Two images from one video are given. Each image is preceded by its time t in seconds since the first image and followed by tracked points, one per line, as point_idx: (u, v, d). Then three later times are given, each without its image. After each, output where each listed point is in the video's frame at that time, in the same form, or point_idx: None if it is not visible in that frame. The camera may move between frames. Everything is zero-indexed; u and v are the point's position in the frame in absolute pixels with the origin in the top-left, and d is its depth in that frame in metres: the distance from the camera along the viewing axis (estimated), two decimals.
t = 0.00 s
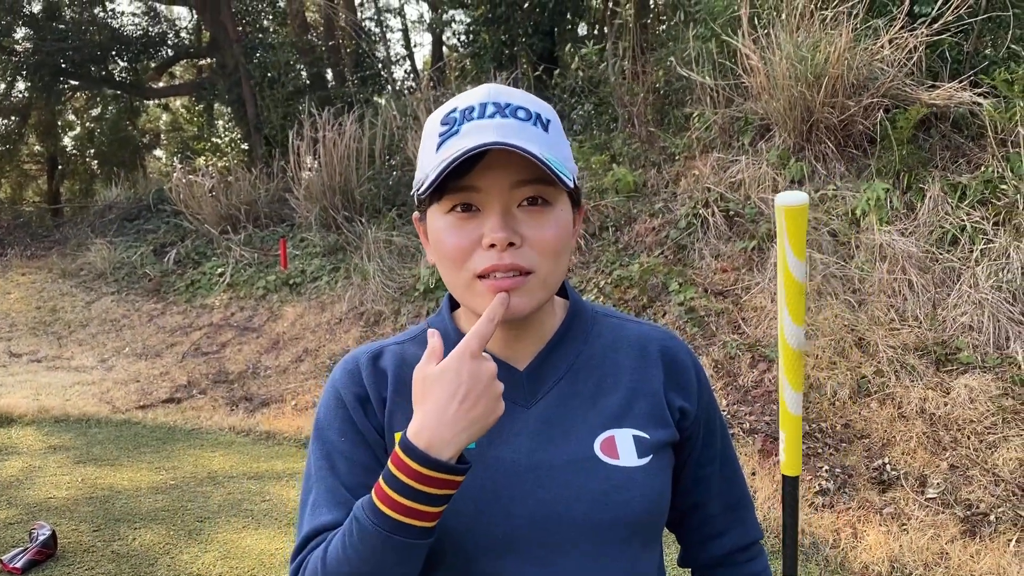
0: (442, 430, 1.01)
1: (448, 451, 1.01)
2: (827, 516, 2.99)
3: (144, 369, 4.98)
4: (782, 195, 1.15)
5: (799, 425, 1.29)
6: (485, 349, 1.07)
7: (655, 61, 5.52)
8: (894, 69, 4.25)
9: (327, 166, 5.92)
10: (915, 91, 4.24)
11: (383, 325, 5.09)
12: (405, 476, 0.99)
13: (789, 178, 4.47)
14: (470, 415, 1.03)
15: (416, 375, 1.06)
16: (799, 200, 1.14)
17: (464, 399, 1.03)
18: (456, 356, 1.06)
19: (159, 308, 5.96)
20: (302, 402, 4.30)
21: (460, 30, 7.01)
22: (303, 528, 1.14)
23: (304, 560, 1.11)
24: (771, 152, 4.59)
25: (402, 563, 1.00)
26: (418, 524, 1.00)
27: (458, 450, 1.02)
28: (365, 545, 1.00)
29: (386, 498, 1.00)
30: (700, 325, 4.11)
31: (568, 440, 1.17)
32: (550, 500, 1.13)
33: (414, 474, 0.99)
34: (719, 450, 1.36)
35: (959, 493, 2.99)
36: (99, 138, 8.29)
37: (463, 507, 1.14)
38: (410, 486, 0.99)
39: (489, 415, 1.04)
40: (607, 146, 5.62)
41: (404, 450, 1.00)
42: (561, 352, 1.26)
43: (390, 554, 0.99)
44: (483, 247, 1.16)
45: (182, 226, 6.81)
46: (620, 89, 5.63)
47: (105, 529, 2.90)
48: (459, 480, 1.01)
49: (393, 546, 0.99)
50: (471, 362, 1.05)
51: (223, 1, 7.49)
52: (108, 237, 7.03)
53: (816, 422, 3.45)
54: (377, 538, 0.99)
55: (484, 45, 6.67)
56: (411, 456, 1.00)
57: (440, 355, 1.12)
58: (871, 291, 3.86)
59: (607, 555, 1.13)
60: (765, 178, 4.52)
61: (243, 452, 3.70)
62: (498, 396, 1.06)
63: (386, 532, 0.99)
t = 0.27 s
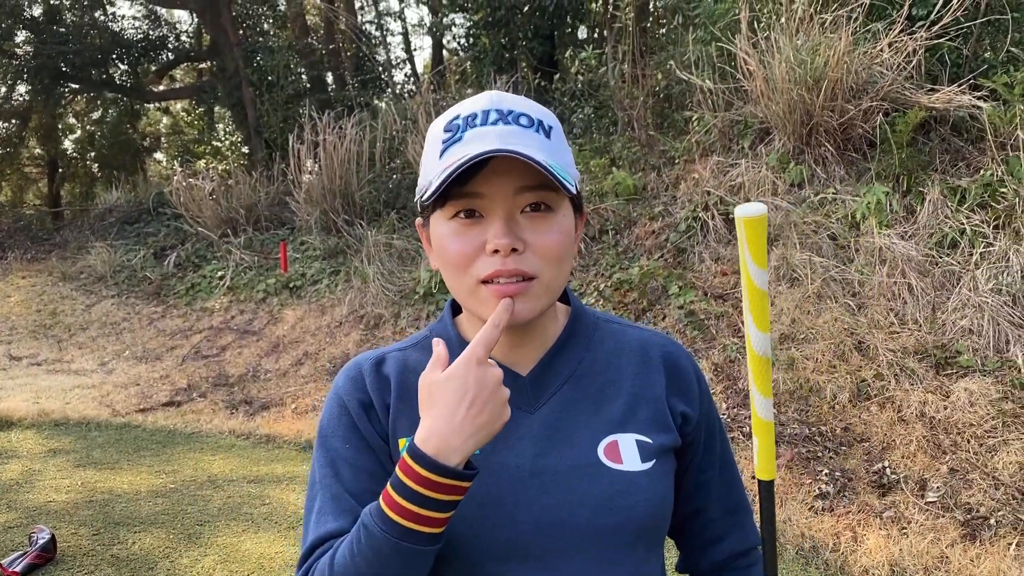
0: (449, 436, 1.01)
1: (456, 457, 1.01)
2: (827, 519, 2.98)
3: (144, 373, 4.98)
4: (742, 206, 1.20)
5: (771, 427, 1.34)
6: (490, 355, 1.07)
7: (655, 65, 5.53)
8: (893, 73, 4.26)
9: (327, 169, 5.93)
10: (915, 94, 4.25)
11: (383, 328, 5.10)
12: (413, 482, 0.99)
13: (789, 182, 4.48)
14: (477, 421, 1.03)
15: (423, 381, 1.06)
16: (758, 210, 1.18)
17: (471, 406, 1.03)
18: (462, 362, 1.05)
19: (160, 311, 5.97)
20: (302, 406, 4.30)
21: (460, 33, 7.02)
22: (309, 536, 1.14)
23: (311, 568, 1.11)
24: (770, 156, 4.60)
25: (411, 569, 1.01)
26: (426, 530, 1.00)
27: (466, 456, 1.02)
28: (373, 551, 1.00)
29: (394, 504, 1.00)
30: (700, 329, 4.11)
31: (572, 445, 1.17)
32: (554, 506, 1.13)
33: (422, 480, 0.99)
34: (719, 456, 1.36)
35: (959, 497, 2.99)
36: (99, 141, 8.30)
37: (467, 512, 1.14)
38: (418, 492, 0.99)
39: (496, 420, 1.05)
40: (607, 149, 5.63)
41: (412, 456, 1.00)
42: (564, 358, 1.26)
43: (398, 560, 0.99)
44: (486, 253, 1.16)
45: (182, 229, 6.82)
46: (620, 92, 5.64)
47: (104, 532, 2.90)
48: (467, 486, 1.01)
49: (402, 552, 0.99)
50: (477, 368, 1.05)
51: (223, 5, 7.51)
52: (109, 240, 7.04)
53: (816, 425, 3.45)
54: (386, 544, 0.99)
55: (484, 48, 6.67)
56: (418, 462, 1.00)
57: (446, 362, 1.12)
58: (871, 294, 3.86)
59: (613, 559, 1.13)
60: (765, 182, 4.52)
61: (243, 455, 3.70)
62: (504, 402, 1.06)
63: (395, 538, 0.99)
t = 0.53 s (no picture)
0: (454, 438, 1.01)
1: (461, 459, 1.01)
2: (827, 523, 2.98)
3: (144, 376, 4.97)
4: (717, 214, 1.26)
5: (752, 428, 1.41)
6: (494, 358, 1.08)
7: (654, 68, 5.53)
8: (893, 77, 4.26)
9: (327, 172, 5.93)
10: (914, 97, 4.25)
11: (383, 331, 5.10)
12: (418, 484, 0.99)
13: (789, 185, 4.49)
14: (481, 423, 1.03)
15: (427, 384, 1.06)
16: (733, 217, 1.25)
17: (476, 408, 1.03)
18: (466, 365, 1.06)
19: (159, 314, 5.97)
20: (302, 409, 4.30)
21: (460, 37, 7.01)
22: (312, 541, 1.14)
23: (314, 572, 1.10)
24: (770, 159, 4.60)
25: (417, 571, 1.00)
26: (432, 531, 1.00)
27: (472, 457, 1.02)
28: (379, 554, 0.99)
29: (400, 505, 0.99)
30: (700, 332, 4.11)
31: (573, 447, 1.17)
32: (556, 508, 1.13)
33: (428, 481, 0.99)
34: (717, 460, 1.36)
35: (958, 501, 2.98)
36: (100, 144, 8.31)
37: (469, 514, 1.13)
38: (424, 494, 0.99)
39: (500, 423, 1.05)
40: (607, 152, 5.64)
41: (417, 458, 1.00)
42: (566, 361, 1.26)
43: (404, 561, 0.99)
44: (489, 256, 1.16)
45: (182, 232, 6.83)
46: (620, 96, 5.65)
47: (104, 536, 2.90)
48: (473, 488, 1.01)
49: (408, 553, 0.99)
50: (481, 371, 1.06)
51: (224, 8, 7.53)
52: (109, 243, 7.05)
53: (816, 429, 3.45)
54: (392, 545, 0.99)
55: (484, 51, 6.68)
56: (422, 464, 0.99)
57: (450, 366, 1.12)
58: (871, 298, 3.86)
59: (616, 560, 1.13)
60: (765, 185, 4.53)
61: (242, 458, 3.71)
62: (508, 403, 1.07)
63: (400, 540, 0.99)
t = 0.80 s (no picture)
0: (459, 439, 1.01)
1: (467, 459, 1.01)
2: (828, 526, 2.97)
3: (144, 378, 4.97)
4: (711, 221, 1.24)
5: (748, 434, 1.32)
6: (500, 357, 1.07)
7: (655, 71, 5.53)
8: (894, 79, 4.25)
9: (328, 175, 5.94)
10: (915, 100, 4.24)
11: (383, 333, 5.10)
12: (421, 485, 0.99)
13: (790, 188, 4.49)
14: (486, 424, 1.02)
15: (432, 386, 1.06)
16: (727, 224, 1.22)
17: (482, 408, 1.02)
18: (473, 365, 1.05)
19: (160, 316, 5.97)
20: (302, 412, 4.30)
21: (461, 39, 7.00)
22: (317, 541, 1.14)
23: (319, 571, 1.10)
24: (771, 162, 4.60)
25: (422, 572, 1.00)
26: (436, 531, 0.99)
27: (477, 459, 1.02)
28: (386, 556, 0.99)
29: (405, 505, 0.99)
30: (701, 335, 4.10)
31: (579, 449, 1.17)
32: (561, 510, 1.12)
33: (433, 482, 0.99)
34: (721, 464, 1.36)
35: (959, 504, 2.98)
36: (101, 146, 8.32)
37: (473, 515, 1.13)
38: (429, 493, 0.98)
39: (505, 424, 1.04)
40: (608, 155, 5.64)
41: (421, 459, 1.00)
42: (571, 363, 1.25)
43: (409, 561, 0.99)
44: (494, 253, 1.16)
45: (183, 234, 6.83)
46: (621, 99, 5.65)
47: (104, 538, 2.90)
48: (477, 488, 1.01)
49: (413, 553, 0.99)
50: (486, 372, 1.05)
51: (225, 11, 7.54)
52: (109, 245, 7.05)
53: (816, 432, 3.45)
54: (397, 545, 0.98)
55: (484, 54, 6.69)
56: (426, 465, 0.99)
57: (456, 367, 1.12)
58: (872, 301, 3.86)
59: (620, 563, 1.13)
60: (765, 189, 4.52)
61: (242, 461, 3.70)
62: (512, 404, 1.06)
63: (405, 540, 0.99)
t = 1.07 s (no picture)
0: (463, 440, 1.01)
1: (470, 462, 1.01)
2: (828, 529, 2.97)
3: (144, 380, 4.97)
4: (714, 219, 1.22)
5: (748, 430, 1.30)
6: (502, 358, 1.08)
7: (655, 74, 5.54)
8: (894, 83, 4.26)
9: (328, 177, 5.94)
10: (915, 103, 4.24)
11: (383, 336, 5.10)
12: (425, 486, 0.99)
13: (790, 191, 4.49)
14: (490, 426, 1.02)
15: (436, 388, 1.06)
16: (729, 223, 1.20)
17: (485, 409, 1.03)
18: (475, 368, 1.05)
19: (160, 318, 5.97)
20: (302, 414, 4.30)
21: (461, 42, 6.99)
22: (322, 542, 1.14)
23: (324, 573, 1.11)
24: (771, 165, 4.61)
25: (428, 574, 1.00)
26: (440, 533, 1.00)
27: (481, 461, 1.02)
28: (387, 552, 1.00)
29: (409, 507, 0.99)
30: (701, 337, 4.11)
31: (583, 451, 1.17)
32: (565, 512, 1.12)
33: (437, 484, 0.99)
34: (722, 467, 1.36)
35: (960, 507, 2.98)
36: (102, 148, 8.33)
37: (477, 516, 1.13)
38: (433, 495, 0.99)
39: (508, 426, 1.04)
40: (608, 158, 5.65)
41: (426, 462, 1.00)
42: (575, 365, 1.25)
43: (413, 562, 0.99)
44: (497, 254, 1.16)
45: (183, 237, 6.84)
46: (621, 102, 5.66)
47: (104, 540, 2.89)
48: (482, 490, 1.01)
49: (418, 555, 0.99)
50: (489, 374, 1.05)
51: (226, 14, 7.56)
52: (110, 247, 7.06)
53: (817, 435, 3.45)
54: (402, 547, 0.99)
55: (485, 57, 6.70)
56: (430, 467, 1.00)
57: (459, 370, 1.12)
58: (872, 304, 3.86)
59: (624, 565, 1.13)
60: (765, 192, 4.53)
61: (243, 463, 3.70)
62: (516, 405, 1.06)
63: (410, 541, 0.99)
